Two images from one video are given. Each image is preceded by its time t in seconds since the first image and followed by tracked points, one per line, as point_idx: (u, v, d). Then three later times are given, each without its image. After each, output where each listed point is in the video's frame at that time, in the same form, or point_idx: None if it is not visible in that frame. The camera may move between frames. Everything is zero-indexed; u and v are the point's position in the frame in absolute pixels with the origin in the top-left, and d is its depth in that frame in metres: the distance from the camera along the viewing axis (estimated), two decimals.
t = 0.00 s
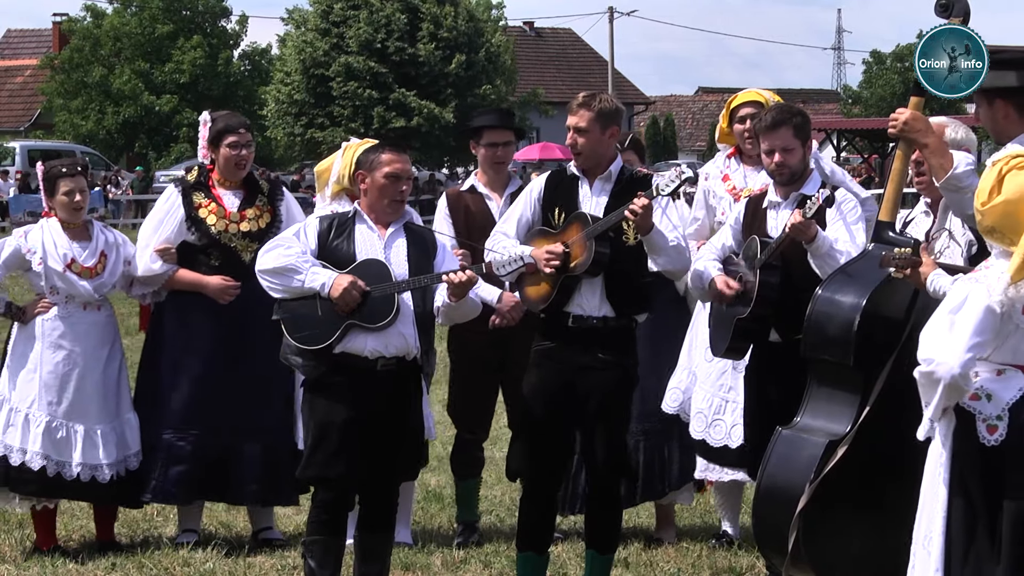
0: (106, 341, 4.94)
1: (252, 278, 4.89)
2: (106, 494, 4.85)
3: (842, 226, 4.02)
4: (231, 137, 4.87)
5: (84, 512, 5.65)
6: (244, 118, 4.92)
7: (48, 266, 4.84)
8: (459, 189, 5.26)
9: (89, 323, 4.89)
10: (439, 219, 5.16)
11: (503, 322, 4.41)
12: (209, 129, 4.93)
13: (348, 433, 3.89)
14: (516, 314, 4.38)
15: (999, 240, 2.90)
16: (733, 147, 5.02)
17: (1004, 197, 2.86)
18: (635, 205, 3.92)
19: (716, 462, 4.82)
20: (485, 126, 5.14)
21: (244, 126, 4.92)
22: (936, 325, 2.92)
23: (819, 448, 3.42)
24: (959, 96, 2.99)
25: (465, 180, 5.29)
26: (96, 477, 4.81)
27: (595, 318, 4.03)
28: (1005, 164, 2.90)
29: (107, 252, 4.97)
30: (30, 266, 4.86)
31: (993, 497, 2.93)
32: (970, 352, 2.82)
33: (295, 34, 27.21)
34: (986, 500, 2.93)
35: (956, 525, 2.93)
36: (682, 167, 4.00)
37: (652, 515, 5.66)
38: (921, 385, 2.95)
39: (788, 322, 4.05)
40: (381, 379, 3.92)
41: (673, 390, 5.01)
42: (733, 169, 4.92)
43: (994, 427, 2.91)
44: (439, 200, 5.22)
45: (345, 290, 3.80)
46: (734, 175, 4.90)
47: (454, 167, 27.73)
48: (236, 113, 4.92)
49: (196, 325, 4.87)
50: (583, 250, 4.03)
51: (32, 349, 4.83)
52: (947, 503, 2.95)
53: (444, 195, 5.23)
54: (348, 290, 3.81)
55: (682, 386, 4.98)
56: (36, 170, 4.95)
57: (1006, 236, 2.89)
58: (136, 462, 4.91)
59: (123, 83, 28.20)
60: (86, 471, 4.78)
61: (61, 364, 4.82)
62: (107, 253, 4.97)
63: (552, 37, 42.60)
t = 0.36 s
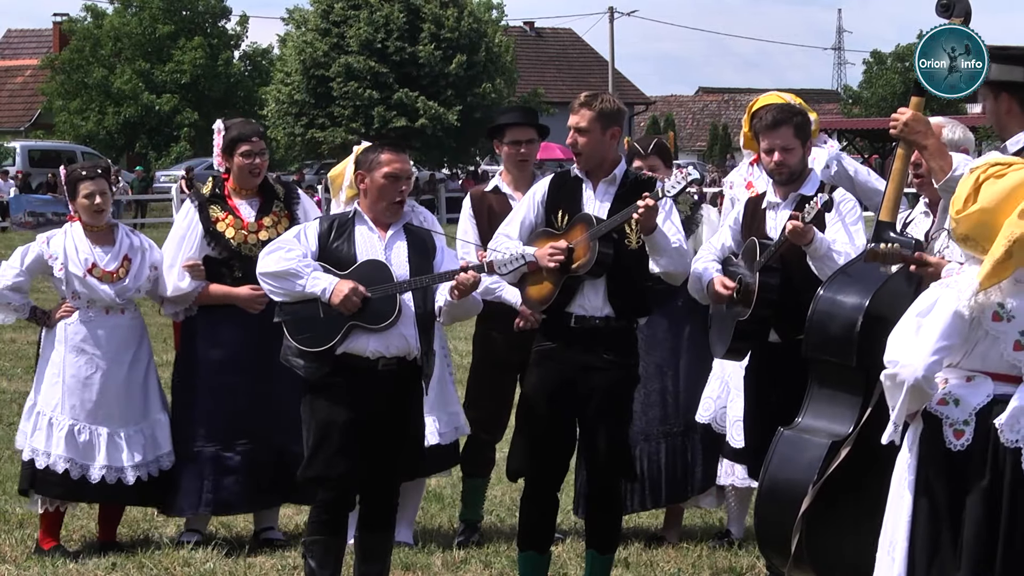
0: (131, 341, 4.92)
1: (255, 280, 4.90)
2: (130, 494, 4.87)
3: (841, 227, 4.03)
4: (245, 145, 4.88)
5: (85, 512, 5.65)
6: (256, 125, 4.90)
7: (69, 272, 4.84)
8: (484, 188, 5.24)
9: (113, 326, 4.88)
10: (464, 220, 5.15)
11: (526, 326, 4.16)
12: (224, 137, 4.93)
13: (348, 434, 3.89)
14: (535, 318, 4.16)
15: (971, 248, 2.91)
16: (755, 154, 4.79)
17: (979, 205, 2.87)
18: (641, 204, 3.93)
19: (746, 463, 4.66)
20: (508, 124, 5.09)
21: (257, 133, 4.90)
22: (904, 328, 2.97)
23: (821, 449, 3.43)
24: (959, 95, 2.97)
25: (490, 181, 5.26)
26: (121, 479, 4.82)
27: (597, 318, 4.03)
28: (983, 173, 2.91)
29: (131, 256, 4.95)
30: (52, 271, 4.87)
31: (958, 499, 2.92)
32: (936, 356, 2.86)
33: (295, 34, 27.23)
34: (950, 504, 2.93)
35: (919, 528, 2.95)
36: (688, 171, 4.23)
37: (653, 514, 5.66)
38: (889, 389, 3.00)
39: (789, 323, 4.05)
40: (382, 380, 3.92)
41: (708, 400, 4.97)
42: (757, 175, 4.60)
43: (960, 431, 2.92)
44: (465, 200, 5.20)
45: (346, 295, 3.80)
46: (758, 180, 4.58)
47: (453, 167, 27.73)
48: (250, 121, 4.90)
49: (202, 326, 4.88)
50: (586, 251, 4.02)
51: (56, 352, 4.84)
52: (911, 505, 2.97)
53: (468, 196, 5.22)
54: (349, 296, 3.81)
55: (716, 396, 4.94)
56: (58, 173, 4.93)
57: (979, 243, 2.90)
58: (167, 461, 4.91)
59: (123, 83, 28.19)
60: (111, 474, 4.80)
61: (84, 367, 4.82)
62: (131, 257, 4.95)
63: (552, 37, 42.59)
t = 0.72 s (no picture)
0: (136, 337, 4.92)
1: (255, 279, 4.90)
2: (125, 491, 4.88)
3: (842, 228, 4.03)
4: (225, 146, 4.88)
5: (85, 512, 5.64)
6: (250, 125, 4.89)
7: (74, 266, 4.84)
8: (486, 189, 5.23)
9: (118, 321, 4.88)
10: (466, 219, 5.11)
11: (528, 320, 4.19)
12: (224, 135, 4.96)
13: (348, 434, 3.89)
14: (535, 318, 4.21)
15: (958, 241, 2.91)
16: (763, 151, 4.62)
17: (966, 199, 2.87)
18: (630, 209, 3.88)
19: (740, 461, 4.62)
20: (512, 124, 5.12)
21: (241, 133, 4.87)
22: (888, 328, 2.95)
23: (820, 449, 3.43)
24: (958, 94, 2.94)
25: (492, 182, 5.28)
26: (114, 475, 4.84)
27: (597, 318, 4.03)
28: (973, 166, 2.91)
29: (137, 252, 4.94)
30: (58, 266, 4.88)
31: (940, 495, 2.93)
32: (920, 355, 2.85)
33: (295, 34, 27.23)
34: (933, 500, 2.93)
35: (902, 524, 2.95)
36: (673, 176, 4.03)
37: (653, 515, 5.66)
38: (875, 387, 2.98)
39: (788, 323, 4.05)
40: (381, 379, 3.91)
41: (708, 396, 4.90)
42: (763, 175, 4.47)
43: (947, 432, 2.92)
44: (466, 200, 5.18)
45: (343, 296, 3.80)
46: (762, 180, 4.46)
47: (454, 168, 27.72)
48: (247, 120, 4.90)
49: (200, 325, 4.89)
50: (582, 255, 4.02)
51: (58, 346, 4.84)
52: (896, 502, 2.97)
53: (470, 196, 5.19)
54: (346, 297, 3.81)
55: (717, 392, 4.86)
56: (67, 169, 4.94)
57: (966, 237, 2.89)
58: (165, 458, 4.90)
59: (123, 83, 28.20)
60: (107, 469, 4.82)
61: (86, 363, 4.82)
62: (138, 253, 4.95)
63: (552, 37, 42.58)
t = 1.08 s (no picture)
0: (124, 339, 4.93)
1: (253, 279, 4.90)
2: (123, 493, 4.86)
3: (842, 228, 4.03)
4: (223, 142, 4.86)
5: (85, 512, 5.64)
6: (241, 124, 4.85)
7: (63, 268, 4.85)
8: (470, 189, 5.26)
9: (106, 322, 4.89)
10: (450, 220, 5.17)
11: (512, 323, 4.54)
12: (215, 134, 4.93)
13: (348, 434, 3.89)
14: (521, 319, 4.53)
15: (973, 246, 2.91)
16: (750, 150, 4.92)
17: (980, 203, 2.87)
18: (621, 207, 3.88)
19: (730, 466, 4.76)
20: (495, 125, 5.08)
21: (235, 133, 4.85)
22: (905, 333, 2.93)
23: (821, 449, 3.42)
24: (958, 94, 2.94)
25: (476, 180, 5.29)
26: (111, 476, 4.82)
27: (593, 318, 4.02)
28: (982, 170, 2.92)
29: (124, 254, 4.94)
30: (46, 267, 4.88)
31: (957, 497, 2.92)
32: (939, 360, 2.84)
33: (295, 34, 27.24)
34: (949, 504, 2.91)
35: (921, 527, 2.93)
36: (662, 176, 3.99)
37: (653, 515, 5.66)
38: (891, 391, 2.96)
39: (789, 323, 4.04)
40: (380, 379, 3.91)
41: (692, 395, 4.96)
42: (748, 174, 4.82)
43: (961, 433, 2.91)
44: (449, 201, 5.23)
45: (342, 294, 3.81)
46: (749, 179, 4.79)
47: (453, 168, 27.73)
48: (240, 119, 4.86)
49: (202, 325, 4.89)
50: (575, 254, 4.01)
51: (48, 348, 4.85)
52: (915, 506, 2.94)
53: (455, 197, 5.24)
54: (347, 294, 3.81)
55: (700, 391, 4.93)
56: (55, 169, 4.94)
57: (979, 242, 2.90)
58: (156, 459, 4.93)
59: (123, 83, 28.20)
60: (102, 471, 4.80)
61: (76, 364, 4.83)
62: (125, 254, 4.95)
63: (552, 37, 42.58)
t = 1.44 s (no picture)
0: (97, 342, 4.95)
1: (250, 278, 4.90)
2: (93, 493, 4.85)
3: (842, 229, 4.02)
4: (216, 138, 4.87)
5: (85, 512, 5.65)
6: (234, 120, 4.88)
7: (40, 268, 4.85)
8: (445, 189, 5.27)
9: (81, 324, 4.90)
10: (423, 218, 5.18)
11: (486, 325, 4.58)
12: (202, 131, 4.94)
13: (347, 434, 3.89)
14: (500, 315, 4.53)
15: (1015, 252, 2.92)
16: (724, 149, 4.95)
17: None
18: (622, 205, 3.97)
19: (685, 459, 4.81)
20: (469, 125, 5.06)
21: (231, 127, 4.87)
22: (949, 338, 2.89)
23: (820, 449, 3.41)
24: (958, 94, 2.94)
25: (450, 181, 5.30)
26: (85, 478, 4.82)
27: (579, 316, 4.03)
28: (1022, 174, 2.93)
29: (100, 254, 4.95)
30: (23, 268, 4.87)
31: (1004, 504, 2.94)
32: (988, 366, 2.82)
33: (295, 34, 27.25)
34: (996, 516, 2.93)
35: (962, 535, 2.92)
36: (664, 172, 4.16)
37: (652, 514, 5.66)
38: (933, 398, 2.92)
39: (789, 323, 4.04)
40: (380, 378, 3.92)
41: (652, 386, 5.02)
42: (723, 172, 4.86)
43: (1009, 439, 2.93)
44: (423, 200, 5.22)
45: (341, 294, 3.79)
46: (724, 178, 4.83)
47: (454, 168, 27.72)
48: (231, 115, 4.89)
49: (200, 321, 4.86)
50: (566, 253, 4.03)
51: (24, 349, 4.84)
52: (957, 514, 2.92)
53: (428, 197, 5.24)
54: (344, 295, 3.79)
55: (661, 383, 4.99)
56: (35, 169, 4.98)
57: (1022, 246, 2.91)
58: (129, 461, 4.91)
59: (123, 83, 28.20)
60: (76, 472, 4.80)
61: (52, 365, 4.83)
62: (100, 255, 4.96)
63: (552, 37, 42.57)
